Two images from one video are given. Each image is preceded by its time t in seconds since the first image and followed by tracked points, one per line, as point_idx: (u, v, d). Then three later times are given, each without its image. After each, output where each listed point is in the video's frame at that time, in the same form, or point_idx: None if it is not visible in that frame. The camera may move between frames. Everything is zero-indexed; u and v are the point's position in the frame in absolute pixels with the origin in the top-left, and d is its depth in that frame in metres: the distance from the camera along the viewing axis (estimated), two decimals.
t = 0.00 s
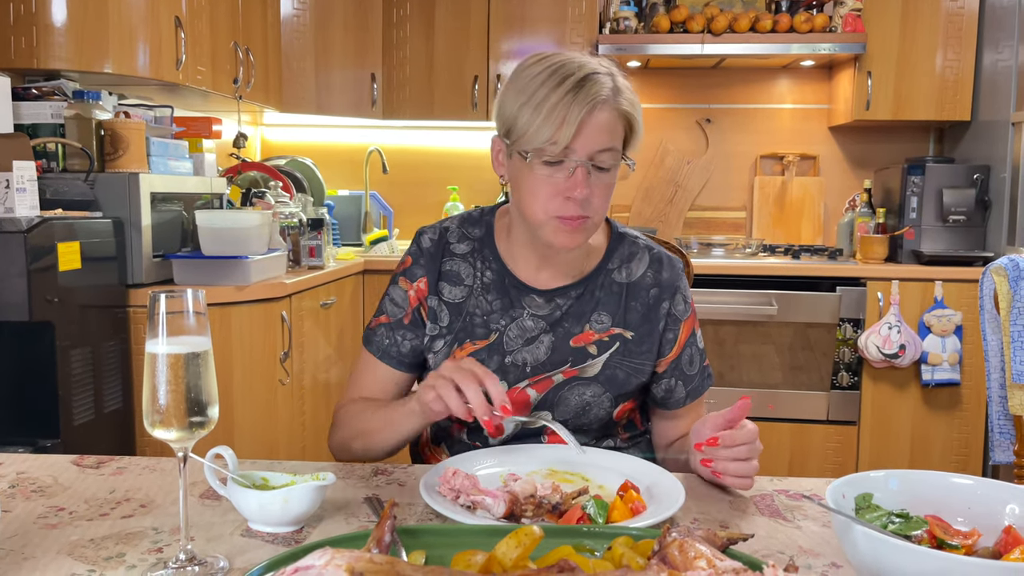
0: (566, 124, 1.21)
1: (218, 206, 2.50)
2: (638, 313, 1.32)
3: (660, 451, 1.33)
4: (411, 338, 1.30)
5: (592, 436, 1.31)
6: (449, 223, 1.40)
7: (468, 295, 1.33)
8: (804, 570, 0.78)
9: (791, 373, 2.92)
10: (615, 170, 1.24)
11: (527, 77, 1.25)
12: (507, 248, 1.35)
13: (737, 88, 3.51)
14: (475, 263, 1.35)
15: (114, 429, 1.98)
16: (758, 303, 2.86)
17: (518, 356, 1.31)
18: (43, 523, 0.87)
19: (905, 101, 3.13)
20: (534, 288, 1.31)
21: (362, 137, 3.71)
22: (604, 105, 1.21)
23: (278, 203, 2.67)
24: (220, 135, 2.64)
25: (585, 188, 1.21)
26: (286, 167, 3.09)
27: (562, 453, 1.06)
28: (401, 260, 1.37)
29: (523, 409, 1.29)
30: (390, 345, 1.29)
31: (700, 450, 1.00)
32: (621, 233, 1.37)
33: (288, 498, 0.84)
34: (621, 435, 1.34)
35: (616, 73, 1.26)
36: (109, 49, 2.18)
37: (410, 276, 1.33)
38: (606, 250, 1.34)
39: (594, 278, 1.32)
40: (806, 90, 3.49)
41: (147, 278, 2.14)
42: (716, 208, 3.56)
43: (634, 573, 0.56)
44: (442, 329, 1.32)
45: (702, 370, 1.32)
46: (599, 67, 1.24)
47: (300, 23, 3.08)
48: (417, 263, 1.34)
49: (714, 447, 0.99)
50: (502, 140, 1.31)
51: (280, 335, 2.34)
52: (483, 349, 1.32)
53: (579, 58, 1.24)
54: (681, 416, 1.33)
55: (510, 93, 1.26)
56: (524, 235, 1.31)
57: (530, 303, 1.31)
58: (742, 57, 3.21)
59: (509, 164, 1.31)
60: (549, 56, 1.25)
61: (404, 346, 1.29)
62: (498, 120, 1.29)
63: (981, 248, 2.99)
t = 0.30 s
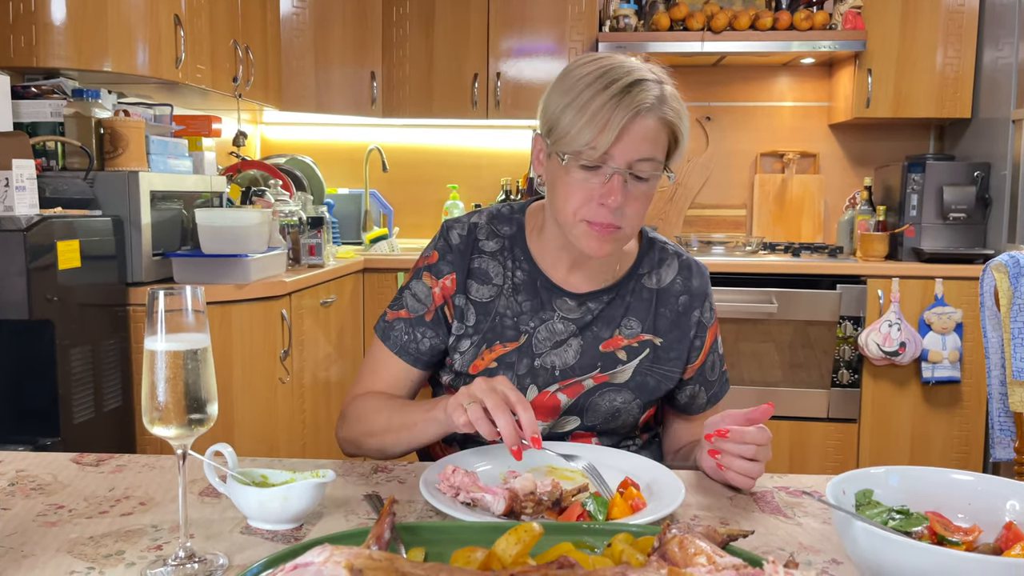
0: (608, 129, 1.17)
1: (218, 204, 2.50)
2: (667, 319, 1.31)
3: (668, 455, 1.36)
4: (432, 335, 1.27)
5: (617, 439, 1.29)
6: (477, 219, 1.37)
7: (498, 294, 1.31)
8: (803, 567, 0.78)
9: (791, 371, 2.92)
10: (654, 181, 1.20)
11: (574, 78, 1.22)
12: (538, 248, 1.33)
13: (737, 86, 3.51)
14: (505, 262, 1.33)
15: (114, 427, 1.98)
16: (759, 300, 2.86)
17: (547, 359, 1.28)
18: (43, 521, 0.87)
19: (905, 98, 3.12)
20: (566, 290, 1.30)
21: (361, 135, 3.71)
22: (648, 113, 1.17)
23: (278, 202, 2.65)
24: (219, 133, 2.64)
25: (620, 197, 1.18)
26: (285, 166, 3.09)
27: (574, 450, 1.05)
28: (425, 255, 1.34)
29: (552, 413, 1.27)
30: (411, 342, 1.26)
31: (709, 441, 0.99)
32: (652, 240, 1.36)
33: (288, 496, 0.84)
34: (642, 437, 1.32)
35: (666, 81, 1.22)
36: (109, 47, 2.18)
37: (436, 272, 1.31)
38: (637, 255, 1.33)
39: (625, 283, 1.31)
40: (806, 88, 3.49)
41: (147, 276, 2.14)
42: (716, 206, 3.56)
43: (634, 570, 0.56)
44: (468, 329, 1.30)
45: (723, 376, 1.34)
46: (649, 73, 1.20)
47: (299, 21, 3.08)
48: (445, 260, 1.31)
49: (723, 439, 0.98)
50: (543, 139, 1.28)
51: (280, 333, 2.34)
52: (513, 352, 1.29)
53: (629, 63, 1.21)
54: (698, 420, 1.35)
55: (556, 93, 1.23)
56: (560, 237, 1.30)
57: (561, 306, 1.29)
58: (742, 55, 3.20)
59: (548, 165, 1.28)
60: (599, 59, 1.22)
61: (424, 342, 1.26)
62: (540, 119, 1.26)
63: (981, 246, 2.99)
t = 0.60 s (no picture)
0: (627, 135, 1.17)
1: (218, 204, 2.50)
2: (681, 326, 1.31)
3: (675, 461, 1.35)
4: (444, 335, 1.27)
5: (627, 443, 1.30)
6: (492, 220, 1.37)
7: (511, 296, 1.31)
8: (805, 568, 0.78)
9: (792, 371, 2.92)
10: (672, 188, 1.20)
11: (594, 81, 1.21)
12: (553, 251, 1.32)
13: (737, 85, 3.51)
14: (519, 264, 1.33)
15: (114, 427, 1.98)
16: (759, 300, 2.86)
17: (559, 363, 1.28)
18: (44, 521, 0.87)
19: (905, 98, 3.12)
20: (580, 294, 1.29)
21: (361, 135, 3.71)
22: (667, 119, 1.17)
23: (279, 201, 2.65)
24: (219, 133, 2.63)
25: (636, 203, 1.18)
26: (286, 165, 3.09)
27: (581, 451, 1.05)
28: (440, 254, 1.34)
29: (563, 417, 1.28)
30: (422, 342, 1.26)
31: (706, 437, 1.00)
32: (667, 245, 1.36)
33: (290, 496, 0.84)
34: (650, 442, 1.33)
35: (686, 86, 1.21)
36: (109, 47, 2.18)
37: (449, 272, 1.31)
38: (653, 261, 1.33)
39: (640, 289, 1.30)
40: (807, 87, 3.49)
41: (148, 276, 2.14)
42: (716, 205, 3.56)
43: (635, 571, 0.56)
44: (481, 330, 1.30)
45: (735, 385, 1.34)
46: (670, 79, 1.20)
47: (300, 21, 3.08)
48: (459, 260, 1.31)
49: (719, 437, 0.99)
50: (561, 142, 1.28)
51: (280, 333, 2.34)
52: (525, 355, 1.29)
53: (648, 67, 1.20)
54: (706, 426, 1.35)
55: (575, 97, 1.23)
56: (575, 241, 1.29)
57: (575, 310, 1.29)
58: (742, 54, 3.20)
59: (566, 167, 1.28)
60: (619, 63, 1.22)
61: (435, 342, 1.26)
62: (559, 122, 1.26)
63: (982, 245, 2.99)
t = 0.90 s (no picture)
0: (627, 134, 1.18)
1: (219, 204, 2.50)
2: (684, 327, 1.31)
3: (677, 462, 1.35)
4: (446, 337, 1.27)
5: (629, 442, 1.31)
6: (495, 220, 1.37)
7: (514, 297, 1.30)
8: (805, 568, 0.78)
9: (792, 371, 2.92)
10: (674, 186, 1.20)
11: (595, 81, 1.21)
12: (557, 252, 1.32)
13: (738, 85, 3.51)
14: (522, 265, 1.32)
15: (115, 427, 1.98)
16: (759, 300, 2.86)
17: (562, 364, 1.28)
18: (46, 521, 0.87)
19: (906, 98, 3.12)
20: (583, 295, 1.29)
21: (362, 134, 3.71)
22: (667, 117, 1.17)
23: (279, 201, 2.65)
24: (220, 133, 2.64)
25: (637, 201, 1.18)
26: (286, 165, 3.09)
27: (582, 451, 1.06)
28: (442, 256, 1.33)
29: (566, 417, 1.29)
30: (424, 343, 1.26)
31: (708, 438, 1.00)
32: (669, 247, 1.36)
33: (291, 497, 0.84)
34: (653, 443, 1.34)
35: (687, 85, 1.21)
36: (110, 47, 2.18)
37: (452, 273, 1.30)
38: (655, 261, 1.33)
39: (642, 290, 1.30)
40: (807, 87, 3.49)
41: (148, 276, 2.14)
42: (717, 205, 3.56)
43: (635, 572, 0.56)
44: (484, 331, 1.30)
45: (735, 385, 1.35)
46: (671, 76, 1.20)
47: (300, 21, 3.08)
48: (462, 262, 1.30)
49: (722, 438, 0.98)
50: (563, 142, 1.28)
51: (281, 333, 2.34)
52: (528, 356, 1.29)
53: (649, 67, 1.20)
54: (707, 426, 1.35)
55: (576, 96, 1.23)
56: (578, 240, 1.28)
57: (578, 311, 1.29)
58: (742, 54, 3.20)
59: (567, 167, 1.28)
60: (619, 63, 1.22)
61: (438, 344, 1.26)
62: (561, 122, 1.26)
63: (982, 245, 2.99)
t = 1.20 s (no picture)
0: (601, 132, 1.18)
1: (219, 204, 2.50)
2: (680, 331, 1.31)
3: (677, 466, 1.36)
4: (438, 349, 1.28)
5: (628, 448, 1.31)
6: (484, 229, 1.37)
7: (506, 307, 1.31)
8: (805, 570, 0.78)
9: (793, 371, 2.92)
10: (650, 187, 1.19)
11: (572, 82, 1.22)
12: (549, 260, 1.32)
13: (738, 85, 3.51)
14: (514, 274, 1.33)
15: (115, 428, 1.98)
16: (760, 300, 2.86)
17: (557, 372, 1.28)
18: (46, 523, 0.87)
19: (906, 98, 3.12)
20: (577, 303, 1.29)
21: (362, 135, 3.71)
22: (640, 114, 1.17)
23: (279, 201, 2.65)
24: (220, 133, 2.64)
25: (611, 199, 1.17)
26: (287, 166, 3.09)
27: (578, 453, 1.06)
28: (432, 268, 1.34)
29: (562, 425, 1.29)
30: (417, 354, 1.26)
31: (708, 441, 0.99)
32: (665, 249, 1.35)
33: (291, 498, 0.84)
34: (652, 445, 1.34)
35: (665, 84, 1.21)
36: (110, 47, 2.18)
37: (442, 285, 1.31)
38: (649, 265, 1.32)
39: (637, 295, 1.30)
40: (807, 87, 3.49)
41: (149, 276, 2.14)
42: (717, 205, 3.56)
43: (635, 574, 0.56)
44: (478, 342, 1.31)
45: (736, 386, 1.35)
46: (650, 77, 1.20)
47: (300, 21, 3.08)
48: (451, 273, 1.31)
49: (722, 442, 0.98)
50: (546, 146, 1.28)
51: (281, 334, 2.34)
52: (522, 365, 1.30)
53: (625, 67, 1.21)
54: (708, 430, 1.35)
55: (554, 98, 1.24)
56: (566, 251, 1.29)
57: (572, 318, 1.29)
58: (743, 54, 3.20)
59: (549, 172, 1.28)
60: (598, 64, 1.23)
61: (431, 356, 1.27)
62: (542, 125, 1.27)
63: (983, 246, 2.99)
